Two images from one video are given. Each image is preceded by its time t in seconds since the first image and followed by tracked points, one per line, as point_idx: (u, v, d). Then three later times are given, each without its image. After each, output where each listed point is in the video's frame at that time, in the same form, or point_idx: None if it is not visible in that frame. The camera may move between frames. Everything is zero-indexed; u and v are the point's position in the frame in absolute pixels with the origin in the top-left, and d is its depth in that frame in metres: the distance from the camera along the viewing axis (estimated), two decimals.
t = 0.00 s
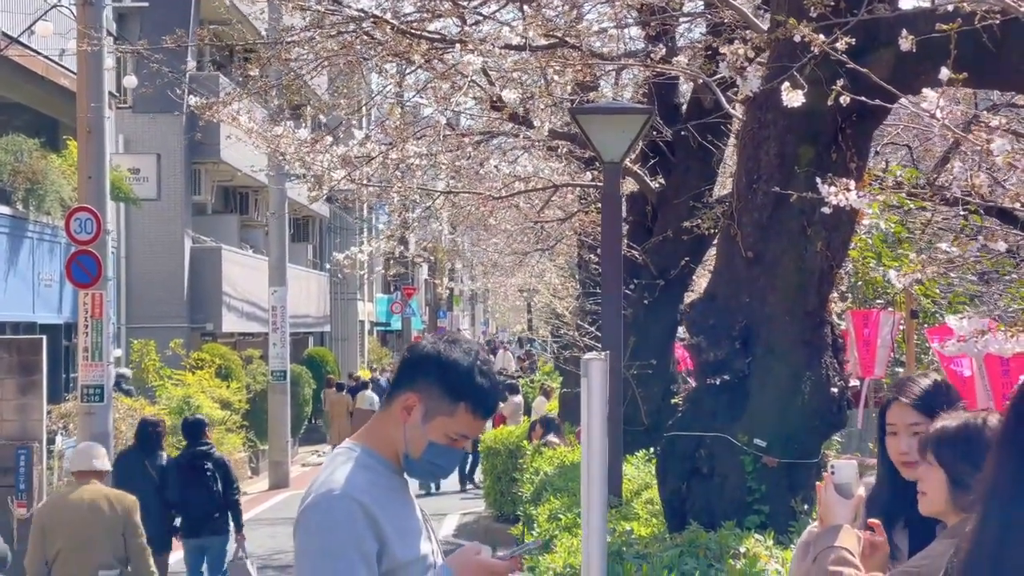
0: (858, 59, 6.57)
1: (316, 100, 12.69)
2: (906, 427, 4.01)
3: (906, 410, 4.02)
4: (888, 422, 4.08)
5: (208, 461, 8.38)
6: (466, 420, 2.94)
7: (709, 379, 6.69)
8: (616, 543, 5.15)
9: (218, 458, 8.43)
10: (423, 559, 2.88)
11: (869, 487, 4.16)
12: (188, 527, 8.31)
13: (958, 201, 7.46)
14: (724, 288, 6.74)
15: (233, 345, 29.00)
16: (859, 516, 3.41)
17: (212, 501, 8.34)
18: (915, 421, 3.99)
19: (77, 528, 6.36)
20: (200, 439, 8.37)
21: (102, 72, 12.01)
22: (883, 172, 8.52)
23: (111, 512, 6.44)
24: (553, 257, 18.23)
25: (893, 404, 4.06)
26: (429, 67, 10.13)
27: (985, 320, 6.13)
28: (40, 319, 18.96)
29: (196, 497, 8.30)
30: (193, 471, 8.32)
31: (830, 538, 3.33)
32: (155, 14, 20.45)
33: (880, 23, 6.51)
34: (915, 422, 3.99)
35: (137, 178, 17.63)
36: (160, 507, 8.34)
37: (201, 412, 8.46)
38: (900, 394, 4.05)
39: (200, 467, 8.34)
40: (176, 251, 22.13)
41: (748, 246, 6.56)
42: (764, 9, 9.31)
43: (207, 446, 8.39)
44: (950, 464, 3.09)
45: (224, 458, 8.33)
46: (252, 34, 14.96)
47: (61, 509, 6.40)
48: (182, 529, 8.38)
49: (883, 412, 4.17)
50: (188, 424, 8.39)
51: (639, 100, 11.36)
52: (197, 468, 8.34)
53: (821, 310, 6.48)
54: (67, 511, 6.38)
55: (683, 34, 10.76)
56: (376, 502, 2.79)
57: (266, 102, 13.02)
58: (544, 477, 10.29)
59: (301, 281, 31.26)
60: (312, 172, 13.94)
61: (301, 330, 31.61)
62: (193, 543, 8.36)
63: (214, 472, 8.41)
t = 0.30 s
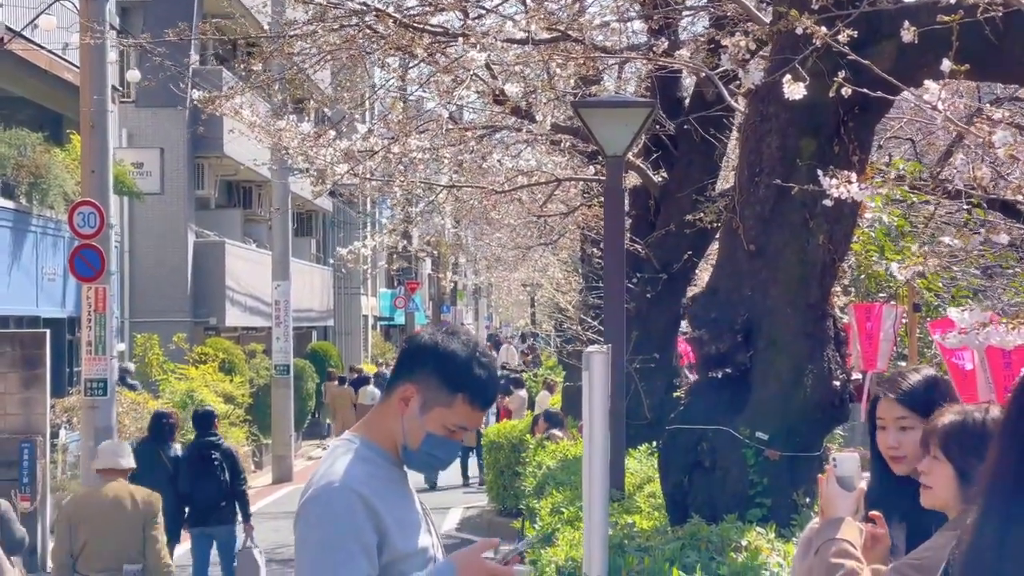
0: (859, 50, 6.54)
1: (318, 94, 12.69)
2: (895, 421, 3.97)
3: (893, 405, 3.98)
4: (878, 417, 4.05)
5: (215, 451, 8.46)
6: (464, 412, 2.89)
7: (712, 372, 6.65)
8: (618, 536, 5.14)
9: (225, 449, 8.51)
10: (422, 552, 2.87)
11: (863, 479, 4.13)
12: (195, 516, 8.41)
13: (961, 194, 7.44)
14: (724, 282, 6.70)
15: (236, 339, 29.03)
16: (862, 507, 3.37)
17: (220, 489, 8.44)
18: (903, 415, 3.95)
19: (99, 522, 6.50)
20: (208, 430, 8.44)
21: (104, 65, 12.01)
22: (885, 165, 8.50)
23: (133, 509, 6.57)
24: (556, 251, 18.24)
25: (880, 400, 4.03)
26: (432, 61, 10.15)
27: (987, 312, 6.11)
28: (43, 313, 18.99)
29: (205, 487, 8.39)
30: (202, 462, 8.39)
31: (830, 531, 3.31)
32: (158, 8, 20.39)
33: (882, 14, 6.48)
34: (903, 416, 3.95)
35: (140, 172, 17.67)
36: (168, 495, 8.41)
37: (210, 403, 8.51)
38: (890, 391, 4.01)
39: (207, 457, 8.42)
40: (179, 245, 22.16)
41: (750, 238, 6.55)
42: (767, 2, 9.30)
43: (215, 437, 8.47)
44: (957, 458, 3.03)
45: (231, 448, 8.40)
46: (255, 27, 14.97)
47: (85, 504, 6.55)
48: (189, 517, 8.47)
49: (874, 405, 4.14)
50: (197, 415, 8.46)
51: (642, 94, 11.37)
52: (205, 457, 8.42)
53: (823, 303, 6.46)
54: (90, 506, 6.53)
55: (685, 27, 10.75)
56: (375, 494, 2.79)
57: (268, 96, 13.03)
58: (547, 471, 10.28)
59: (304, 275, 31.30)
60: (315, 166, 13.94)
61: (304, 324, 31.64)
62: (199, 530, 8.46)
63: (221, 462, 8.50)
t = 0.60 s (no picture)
0: (869, 42, 6.51)
1: (324, 88, 12.71)
2: (904, 412, 3.95)
3: (903, 395, 3.96)
4: (888, 408, 4.03)
5: (237, 441, 8.65)
6: (475, 400, 2.89)
7: (721, 363, 6.71)
8: (626, 529, 5.13)
9: (247, 440, 8.69)
10: (436, 542, 2.87)
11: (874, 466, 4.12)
12: (215, 503, 8.50)
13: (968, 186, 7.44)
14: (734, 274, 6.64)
15: (241, 333, 29.07)
16: (875, 498, 3.38)
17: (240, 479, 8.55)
18: (914, 406, 3.94)
19: (132, 504, 6.68)
20: (230, 420, 8.68)
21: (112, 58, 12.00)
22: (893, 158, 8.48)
23: (162, 489, 6.77)
24: (561, 245, 18.26)
25: (892, 390, 4.01)
26: (439, 54, 10.16)
27: (998, 303, 6.11)
28: (49, 306, 19.01)
29: (225, 474, 8.50)
30: (224, 451, 8.59)
31: (843, 522, 3.31)
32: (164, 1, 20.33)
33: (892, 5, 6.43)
34: (912, 407, 3.94)
35: (146, 165, 17.71)
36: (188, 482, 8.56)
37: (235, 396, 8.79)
38: (902, 379, 4.00)
39: (229, 447, 8.61)
40: (185, 238, 22.18)
41: (759, 231, 6.50)
42: None
43: (237, 428, 8.69)
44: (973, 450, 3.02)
45: (252, 437, 8.60)
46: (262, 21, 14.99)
47: (115, 485, 6.72)
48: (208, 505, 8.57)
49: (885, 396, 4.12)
50: (221, 405, 8.72)
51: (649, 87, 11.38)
52: (226, 446, 8.61)
53: (832, 295, 6.34)
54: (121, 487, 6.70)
55: (692, 21, 10.74)
56: (388, 484, 2.79)
57: (274, 89, 13.04)
58: (554, 465, 10.29)
59: (310, 269, 31.34)
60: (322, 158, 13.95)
61: (310, 318, 31.69)
62: (218, 519, 8.55)
63: (243, 453, 8.65)
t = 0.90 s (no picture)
0: (885, 37, 6.50)
1: (332, 82, 12.74)
2: (930, 405, 3.94)
3: (929, 387, 3.96)
4: (913, 401, 4.03)
5: (253, 434, 8.98)
6: (500, 390, 2.89)
7: (735, 358, 6.68)
8: (642, 523, 5.12)
9: (262, 433, 9.02)
10: (461, 534, 2.90)
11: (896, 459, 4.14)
12: (231, 492, 8.82)
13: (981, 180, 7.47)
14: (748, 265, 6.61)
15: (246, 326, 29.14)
16: (899, 492, 3.37)
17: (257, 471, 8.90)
18: (939, 398, 3.94)
19: (152, 497, 6.87)
20: (246, 413, 9.02)
21: (118, 50, 11.91)
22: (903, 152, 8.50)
23: (180, 482, 6.94)
24: (568, 239, 18.29)
25: (917, 382, 4.00)
26: (447, 47, 10.20)
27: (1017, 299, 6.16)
28: (56, 299, 19.06)
29: (241, 466, 8.84)
30: (240, 442, 8.93)
31: (869, 515, 3.30)
32: None
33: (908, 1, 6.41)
34: (938, 399, 3.94)
35: (152, 158, 17.78)
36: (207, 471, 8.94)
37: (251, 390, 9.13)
38: (926, 372, 4.00)
39: (245, 439, 8.95)
40: (192, 231, 22.22)
41: (775, 225, 6.51)
42: None
43: (253, 421, 9.02)
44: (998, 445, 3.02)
45: (266, 429, 8.93)
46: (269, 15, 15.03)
47: (136, 479, 6.90)
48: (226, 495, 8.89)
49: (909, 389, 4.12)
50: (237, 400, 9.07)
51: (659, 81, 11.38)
52: (242, 439, 8.95)
53: (847, 290, 6.30)
54: (140, 481, 6.88)
55: (702, 14, 10.73)
56: (415, 476, 2.80)
57: (281, 82, 13.06)
58: (564, 458, 10.30)
59: (315, 263, 31.40)
60: (329, 152, 13.99)
61: (315, 311, 31.74)
62: (236, 509, 8.87)
63: (258, 445, 8.97)
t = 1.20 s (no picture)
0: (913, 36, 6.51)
1: (343, 77, 12.76)
2: (970, 404, 3.83)
3: (971, 387, 3.84)
4: (951, 398, 3.91)
5: (268, 424, 9.22)
6: (546, 389, 2.93)
7: (759, 355, 6.69)
8: (668, 520, 5.14)
9: (277, 422, 9.27)
10: (506, 531, 2.92)
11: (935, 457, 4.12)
12: (249, 482, 9.10)
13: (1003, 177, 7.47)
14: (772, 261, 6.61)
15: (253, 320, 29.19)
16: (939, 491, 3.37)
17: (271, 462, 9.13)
18: (980, 397, 3.82)
19: (180, 486, 7.22)
20: (260, 404, 9.23)
21: (130, 45, 11.96)
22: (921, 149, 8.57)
23: (208, 473, 7.30)
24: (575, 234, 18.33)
25: (958, 380, 3.88)
26: (460, 44, 10.23)
27: None
28: (65, 293, 19.10)
29: (258, 456, 9.11)
30: (256, 433, 9.16)
31: (912, 513, 3.31)
32: None
33: None
34: (980, 399, 3.82)
35: (161, 153, 17.84)
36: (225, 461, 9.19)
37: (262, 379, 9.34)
38: (966, 370, 3.89)
39: (261, 429, 9.19)
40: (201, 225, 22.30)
41: (798, 222, 6.50)
42: None
43: (267, 411, 9.24)
44: None
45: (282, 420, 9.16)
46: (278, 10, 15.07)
47: (162, 470, 7.25)
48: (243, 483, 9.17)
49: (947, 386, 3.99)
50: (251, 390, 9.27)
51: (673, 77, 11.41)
52: (258, 430, 9.19)
53: (870, 287, 6.30)
54: (166, 473, 7.23)
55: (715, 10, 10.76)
56: (460, 475, 2.82)
57: (291, 77, 13.09)
58: (578, 452, 10.31)
59: (321, 257, 31.44)
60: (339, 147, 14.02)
61: (320, 306, 31.80)
62: (254, 497, 9.15)
63: (274, 435, 9.23)
